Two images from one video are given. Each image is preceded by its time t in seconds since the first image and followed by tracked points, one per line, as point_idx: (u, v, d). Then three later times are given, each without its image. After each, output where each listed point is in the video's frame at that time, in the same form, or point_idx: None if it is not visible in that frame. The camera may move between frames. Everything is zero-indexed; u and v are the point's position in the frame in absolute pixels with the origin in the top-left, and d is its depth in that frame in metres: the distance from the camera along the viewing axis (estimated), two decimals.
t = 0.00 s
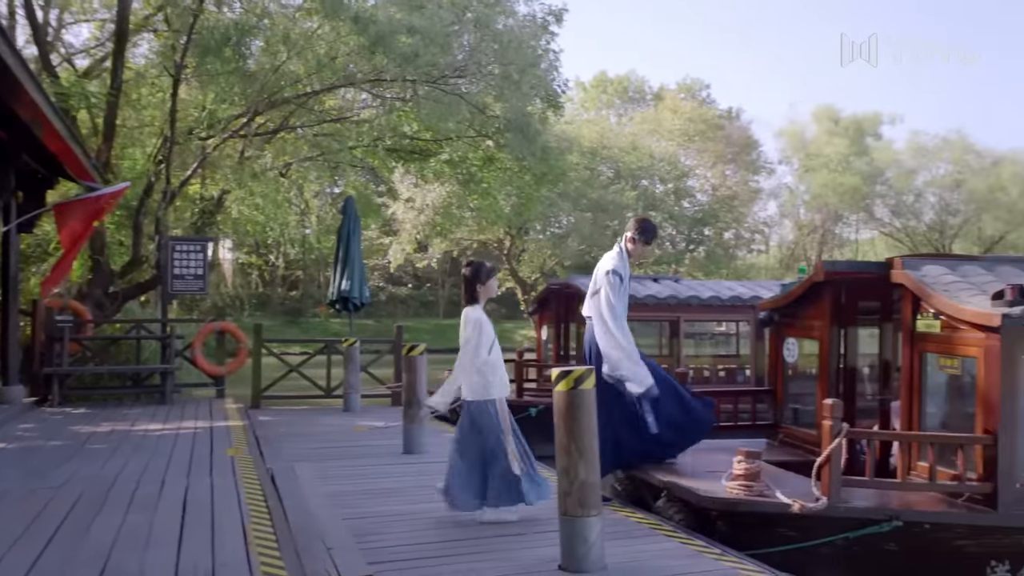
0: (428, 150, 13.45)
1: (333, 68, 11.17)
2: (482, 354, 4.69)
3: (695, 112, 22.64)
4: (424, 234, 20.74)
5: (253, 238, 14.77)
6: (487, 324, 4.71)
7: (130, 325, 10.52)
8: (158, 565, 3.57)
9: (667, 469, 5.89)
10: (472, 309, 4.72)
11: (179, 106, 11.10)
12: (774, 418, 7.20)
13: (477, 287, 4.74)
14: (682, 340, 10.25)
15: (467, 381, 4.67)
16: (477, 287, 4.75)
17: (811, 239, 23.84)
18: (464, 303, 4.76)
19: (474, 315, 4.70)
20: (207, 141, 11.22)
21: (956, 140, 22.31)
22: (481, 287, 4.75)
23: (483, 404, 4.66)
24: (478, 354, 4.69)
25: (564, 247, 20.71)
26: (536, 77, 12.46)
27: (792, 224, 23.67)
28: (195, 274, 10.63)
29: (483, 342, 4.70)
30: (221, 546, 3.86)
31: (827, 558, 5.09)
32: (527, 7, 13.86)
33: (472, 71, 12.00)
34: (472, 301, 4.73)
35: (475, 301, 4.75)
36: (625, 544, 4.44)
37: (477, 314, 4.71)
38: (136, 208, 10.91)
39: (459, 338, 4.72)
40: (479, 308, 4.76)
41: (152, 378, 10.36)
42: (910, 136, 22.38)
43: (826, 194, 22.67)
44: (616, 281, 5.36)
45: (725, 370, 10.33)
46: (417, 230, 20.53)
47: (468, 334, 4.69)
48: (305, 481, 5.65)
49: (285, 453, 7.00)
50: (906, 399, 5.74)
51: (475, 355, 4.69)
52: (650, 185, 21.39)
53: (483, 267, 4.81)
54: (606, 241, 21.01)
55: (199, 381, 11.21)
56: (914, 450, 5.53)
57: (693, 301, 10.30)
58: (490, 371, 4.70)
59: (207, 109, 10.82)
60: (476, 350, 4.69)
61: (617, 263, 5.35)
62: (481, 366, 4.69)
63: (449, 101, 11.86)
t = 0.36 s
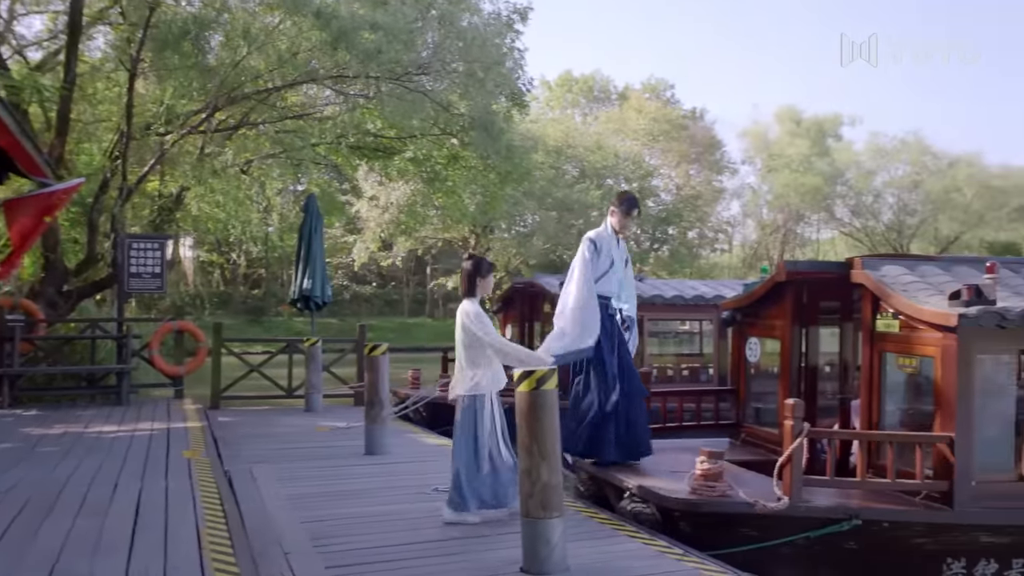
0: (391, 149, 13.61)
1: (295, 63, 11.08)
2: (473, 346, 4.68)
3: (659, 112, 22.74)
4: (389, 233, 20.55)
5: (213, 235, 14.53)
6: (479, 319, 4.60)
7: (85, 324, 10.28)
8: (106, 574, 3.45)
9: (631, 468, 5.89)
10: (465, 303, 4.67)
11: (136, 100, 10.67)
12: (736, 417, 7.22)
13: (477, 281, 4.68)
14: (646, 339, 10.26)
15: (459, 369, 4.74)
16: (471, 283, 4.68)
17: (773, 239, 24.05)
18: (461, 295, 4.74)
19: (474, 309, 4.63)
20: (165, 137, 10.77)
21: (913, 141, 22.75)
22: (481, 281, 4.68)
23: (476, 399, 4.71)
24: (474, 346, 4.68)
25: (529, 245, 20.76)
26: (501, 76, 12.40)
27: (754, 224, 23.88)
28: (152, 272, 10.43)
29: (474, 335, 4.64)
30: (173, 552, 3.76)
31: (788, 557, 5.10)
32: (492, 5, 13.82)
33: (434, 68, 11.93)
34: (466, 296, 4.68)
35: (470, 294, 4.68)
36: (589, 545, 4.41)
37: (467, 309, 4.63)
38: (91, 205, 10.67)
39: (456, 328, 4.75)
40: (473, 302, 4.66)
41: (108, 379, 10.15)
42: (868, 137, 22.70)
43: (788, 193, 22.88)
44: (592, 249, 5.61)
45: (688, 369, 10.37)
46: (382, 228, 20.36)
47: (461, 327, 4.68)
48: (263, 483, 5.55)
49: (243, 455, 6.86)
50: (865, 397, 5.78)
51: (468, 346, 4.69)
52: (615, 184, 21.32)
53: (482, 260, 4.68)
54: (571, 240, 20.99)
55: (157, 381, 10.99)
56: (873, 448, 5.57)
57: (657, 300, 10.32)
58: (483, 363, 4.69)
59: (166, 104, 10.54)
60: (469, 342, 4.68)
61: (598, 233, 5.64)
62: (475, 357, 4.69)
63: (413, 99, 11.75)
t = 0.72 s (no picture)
0: (362, 148, 13.49)
1: (264, 61, 10.96)
2: (472, 349, 4.63)
3: (631, 112, 22.80)
4: (361, 233, 20.39)
5: (182, 234, 14.35)
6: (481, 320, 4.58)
7: (47, 325, 10.07)
8: None
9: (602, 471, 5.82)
10: (466, 304, 4.68)
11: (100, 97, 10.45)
12: (708, 419, 7.21)
13: (480, 283, 4.69)
14: (618, 340, 10.24)
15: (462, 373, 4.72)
16: (473, 285, 4.69)
17: (744, 239, 24.14)
18: (462, 296, 4.76)
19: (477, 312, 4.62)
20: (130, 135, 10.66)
21: (881, 143, 23.01)
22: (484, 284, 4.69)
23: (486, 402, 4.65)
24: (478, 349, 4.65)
25: (501, 246, 20.60)
26: (473, 75, 12.27)
27: (725, 224, 23.96)
28: (117, 273, 10.25)
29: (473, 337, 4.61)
30: (134, 563, 3.67)
31: (760, 559, 5.08)
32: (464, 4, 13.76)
33: (407, 67, 11.72)
34: (468, 298, 4.68)
35: (471, 295, 4.68)
36: (560, 549, 4.36)
37: (469, 311, 4.62)
38: (54, 204, 10.46)
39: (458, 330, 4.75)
40: (474, 303, 4.67)
41: (71, 381, 9.94)
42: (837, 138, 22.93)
43: (759, 194, 23.01)
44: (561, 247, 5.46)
45: (660, 370, 10.37)
46: (354, 228, 20.19)
47: (464, 329, 4.66)
48: (228, 487, 5.45)
49: (208, 458, 6.73)
50: (835, 397, 5.78)
51: (467, 349, 4.66)
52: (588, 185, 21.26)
53: (486, 263, 4.68)
54: (543, 240, 20.92)
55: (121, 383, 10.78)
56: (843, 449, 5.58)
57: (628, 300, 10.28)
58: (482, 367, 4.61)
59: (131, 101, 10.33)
60: (468, 345, 4.65)
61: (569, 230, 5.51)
62: (474, 361, 4.63)
63: (384, 98, 11.65)
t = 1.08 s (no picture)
0: (341, 147, 13.40)
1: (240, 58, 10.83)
2: (465, 349, 4.54)
3: (611, 112, 22.81)
4: (340, 232, 20.23)
5: (158, 233, 14.16)
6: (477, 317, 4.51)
7: (16, 326, 9.88)
8: None
9: (581, 474, 5.78)
10: (461, 301, 4.61)
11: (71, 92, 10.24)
12: (688, 420, 7.17)
13: (480, 280, 4.66)
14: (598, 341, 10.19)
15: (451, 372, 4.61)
16: (472, 283, 4.65)
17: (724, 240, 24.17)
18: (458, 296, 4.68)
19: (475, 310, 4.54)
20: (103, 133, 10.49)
21: (859, 144, 23.15)
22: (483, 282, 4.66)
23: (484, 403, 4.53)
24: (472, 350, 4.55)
25: (481, 246, 20.39)
26: (452, 74, 12.15)
27: (705, 225, 23.97)
28: (90, 272, 10.09)
29: (466, 336, 4.52)
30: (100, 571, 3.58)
31: (740, 562, 5.05)
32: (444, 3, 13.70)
33: (385, 65, 11.65)
34: (465, 296, 4.62)
35: (468, 293, 4.62)
36: (538, 554, 4.30)
37: (466, 308, 4.55)
38: (24, 201, 10.27)
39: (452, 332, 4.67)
40: (470, 301, 4.60)
41: (41, 382, 9.76)
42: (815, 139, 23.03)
43: (738, 195, 23.06)
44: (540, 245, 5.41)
45: (639, 370, 10.33)
46: (333, 227, 20.02)
47: (459, 330, 4.56)
48: (201, 491, 5.35)
49: (181, 462, 6.61)
50: (815, 398, 5.77)
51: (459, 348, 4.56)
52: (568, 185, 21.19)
53: (485, 263, 4.69)
54: (523, 240, 20.82)
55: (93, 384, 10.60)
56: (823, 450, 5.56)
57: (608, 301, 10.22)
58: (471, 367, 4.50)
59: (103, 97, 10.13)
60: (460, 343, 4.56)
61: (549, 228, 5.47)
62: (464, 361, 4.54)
63: (364, 97, 11.52)
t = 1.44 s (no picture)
0: (324, 146, 13.29)
1: (221, 56, 10.70)
2: (461, 351, 4.45)
3: (596, 113, 22.79)
4: (324, 232, 20.10)
5: (139, 233, 14.00)
6: (469, 317, 4.42)
7: None
8: None
9: (565, 477, 5.69)
10: (455, 302, 4.52)
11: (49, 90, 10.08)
12: (672, 421, 7.12)
13: (472, 280, 4.58)
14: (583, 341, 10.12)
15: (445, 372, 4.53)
16: (465, 282, 4.57)
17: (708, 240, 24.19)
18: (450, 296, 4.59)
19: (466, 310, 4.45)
20: (81, 131, 10.35)
21: (842, 145, 23.24)
22: (474, 282, 4.58)
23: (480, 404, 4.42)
24: (464, 352, 4.45)
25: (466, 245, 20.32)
26: (436, 73, 12.11)
27: (689, 225, 23.91)
28: (68, 272, 9.94)
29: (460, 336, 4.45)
30: None
31: (725, 565, 5.01)
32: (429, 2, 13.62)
33: (369, 63, 11.54)
34: (457, 295, 4.54)
35: (461, 293, 4.54)
36: (521, 559, 4.24)
37: (457, 308, 4.47)
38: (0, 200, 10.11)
39: (444, 333, 4.57)
40: (464, 301, 4.51)
41: (18, 384, 9.60)
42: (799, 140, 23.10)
43: (722, 195, 23.07)
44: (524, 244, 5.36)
45: (624, 371, 10.28)
46: (317, 227, 19.88)
47: (453, 330, 4.48)
48: (178, 495, 5.26)
49: (158, 465, 6.51)
50: (800, 398, 5.74)
51: (453, 349, 4.47)
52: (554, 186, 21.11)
53: (477, 262, 4.62)
54: (508, 241, 20.74)
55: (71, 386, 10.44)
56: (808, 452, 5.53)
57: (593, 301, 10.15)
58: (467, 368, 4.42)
59: (81, 95, 9.99)
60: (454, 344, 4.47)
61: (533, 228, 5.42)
62: (459, 361, 4.45)
63: (348, 97, 11.41)
